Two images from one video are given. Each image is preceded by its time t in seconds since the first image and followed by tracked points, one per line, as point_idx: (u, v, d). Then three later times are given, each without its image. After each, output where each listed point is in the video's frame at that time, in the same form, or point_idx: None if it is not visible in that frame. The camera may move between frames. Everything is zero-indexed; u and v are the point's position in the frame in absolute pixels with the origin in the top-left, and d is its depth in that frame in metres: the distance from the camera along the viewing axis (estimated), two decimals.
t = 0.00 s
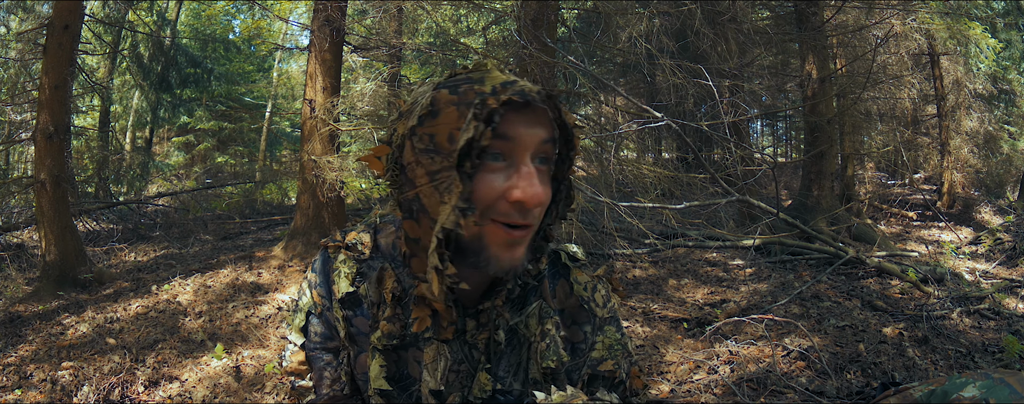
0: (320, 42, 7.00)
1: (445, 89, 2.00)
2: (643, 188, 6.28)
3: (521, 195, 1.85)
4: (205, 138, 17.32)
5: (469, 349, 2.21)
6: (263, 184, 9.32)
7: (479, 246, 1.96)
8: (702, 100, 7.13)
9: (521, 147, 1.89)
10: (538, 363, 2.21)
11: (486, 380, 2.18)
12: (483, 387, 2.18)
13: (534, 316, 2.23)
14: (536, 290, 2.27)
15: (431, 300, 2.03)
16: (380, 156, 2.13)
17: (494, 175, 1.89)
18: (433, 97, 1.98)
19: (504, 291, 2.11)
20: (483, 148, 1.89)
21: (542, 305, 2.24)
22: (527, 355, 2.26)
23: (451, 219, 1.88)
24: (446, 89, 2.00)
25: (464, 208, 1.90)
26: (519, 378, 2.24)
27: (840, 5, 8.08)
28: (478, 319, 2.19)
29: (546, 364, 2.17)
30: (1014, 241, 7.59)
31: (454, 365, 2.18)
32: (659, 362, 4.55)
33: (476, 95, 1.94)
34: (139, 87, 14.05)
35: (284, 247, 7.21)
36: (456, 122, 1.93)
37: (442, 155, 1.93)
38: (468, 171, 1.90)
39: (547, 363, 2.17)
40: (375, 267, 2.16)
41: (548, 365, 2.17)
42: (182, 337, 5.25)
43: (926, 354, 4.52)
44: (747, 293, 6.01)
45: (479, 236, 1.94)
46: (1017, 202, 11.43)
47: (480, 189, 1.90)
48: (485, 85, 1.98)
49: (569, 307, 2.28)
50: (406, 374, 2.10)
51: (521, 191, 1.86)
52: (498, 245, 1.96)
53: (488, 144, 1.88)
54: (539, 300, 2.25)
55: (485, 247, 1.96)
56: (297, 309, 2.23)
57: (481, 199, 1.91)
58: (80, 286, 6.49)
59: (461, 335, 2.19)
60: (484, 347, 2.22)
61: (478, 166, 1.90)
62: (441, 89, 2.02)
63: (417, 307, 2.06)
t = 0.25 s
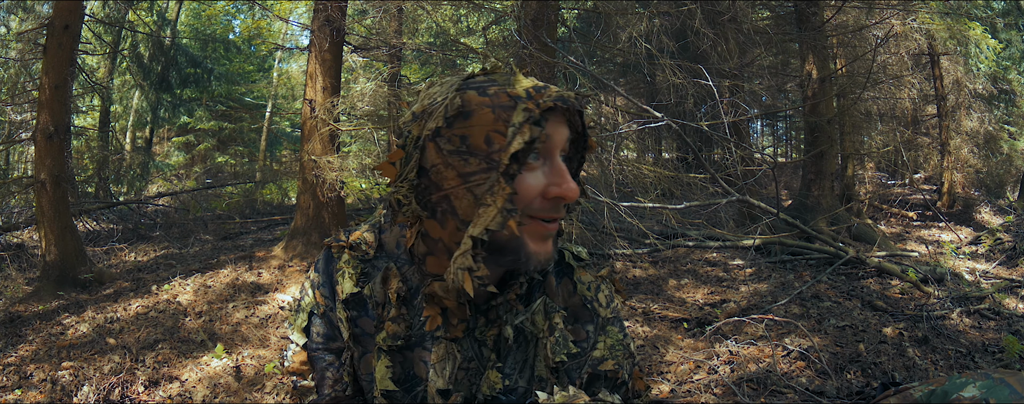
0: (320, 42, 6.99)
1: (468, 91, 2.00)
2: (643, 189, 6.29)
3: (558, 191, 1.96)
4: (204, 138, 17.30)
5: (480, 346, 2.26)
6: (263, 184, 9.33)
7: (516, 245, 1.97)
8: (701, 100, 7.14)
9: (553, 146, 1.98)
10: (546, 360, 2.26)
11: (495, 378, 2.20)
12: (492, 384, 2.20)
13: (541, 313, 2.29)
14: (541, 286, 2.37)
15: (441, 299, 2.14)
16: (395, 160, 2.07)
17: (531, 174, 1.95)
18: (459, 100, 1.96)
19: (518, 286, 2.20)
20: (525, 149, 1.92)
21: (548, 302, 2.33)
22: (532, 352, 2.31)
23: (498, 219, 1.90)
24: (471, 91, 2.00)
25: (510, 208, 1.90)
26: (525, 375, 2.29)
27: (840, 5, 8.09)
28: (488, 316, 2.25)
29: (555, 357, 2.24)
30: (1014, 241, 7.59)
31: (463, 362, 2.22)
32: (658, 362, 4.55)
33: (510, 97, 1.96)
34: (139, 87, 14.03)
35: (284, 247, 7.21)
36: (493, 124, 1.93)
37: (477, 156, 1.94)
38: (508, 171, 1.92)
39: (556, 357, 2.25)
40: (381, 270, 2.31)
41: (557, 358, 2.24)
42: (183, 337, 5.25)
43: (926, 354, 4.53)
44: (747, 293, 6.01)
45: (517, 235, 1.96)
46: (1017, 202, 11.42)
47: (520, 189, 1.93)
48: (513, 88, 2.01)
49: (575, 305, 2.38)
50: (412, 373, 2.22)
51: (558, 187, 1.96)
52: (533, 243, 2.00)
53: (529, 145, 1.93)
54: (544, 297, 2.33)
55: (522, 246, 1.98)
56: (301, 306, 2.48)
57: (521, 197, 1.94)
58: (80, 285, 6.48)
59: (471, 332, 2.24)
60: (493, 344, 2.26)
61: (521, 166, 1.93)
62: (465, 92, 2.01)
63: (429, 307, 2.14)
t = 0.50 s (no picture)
0: (320, 42, 6.99)
1: (474, 85, 1.78)
2: (643, 188, 6.31)
3: (571, 179, 1.78)
4: (205, 138, 17.36)
5: (491, 344, 2.00)
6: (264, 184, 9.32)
7: (536, 236, 1.79)
8: (701, 100, 7.15)
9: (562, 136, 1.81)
10: (553, 352, 1.93)
11: (506, 375, 1.95)
12: (504, 382, 1.94)
13: (547, 306, 1.96)
14: (544, 278, 2.07)
15: (451, 297, 1.90)
16: (402, 164, 1.80)
17: (544, 165, 1.76)
18: (465, 95, 1.74)
19: (530, 279, 1.98)
20: (542, 141, 1.71)
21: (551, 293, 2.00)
22: (536, 347, 1.99)
23: (518, 212, 1.67)
24: (477, 86, 1.78)
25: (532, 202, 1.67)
26: (534, 369, 1.96)
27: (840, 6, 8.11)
28: (498, 311, 2.01)
29: (563, 348, 1.91)
30: (1014, 241, 7.59)
31: (475, 360, 1.97)
32: (659, 362, 4.55)
33: (517, 92, 1.76)
34: (139, 88, 14.10)
35: (284, 247, 7.21)
36: (505, 117, 1.73)
37: (492, 152, 1.74)
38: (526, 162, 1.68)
39: (565, 349, 1.92)
40: (383, 272, 2.03)
41: (565, 349, 1.91)
42: (182, 337, 5.25)
43: (925, 354, 4.53)
44: (747, 293, 6.01)
45: (536, 226, 1.77)
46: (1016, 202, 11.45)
47: (535, 181, 1.74)
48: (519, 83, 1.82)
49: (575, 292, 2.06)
50: (423, 379, 1.92)
51: (572, 175, 1.78)
52: (551, 231, 1.83)
53: (546, 136, 1.72)
54: (549, 290, 1.99)
55: (542, 236, 1.80)
56: (296, 316, 2.04)
57: (537, 190, 1.74)
58: (80, 285, 6.47)
59: (481, 329, 1.99)
60: (504, 341, 2.00)
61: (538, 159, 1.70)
62: (470, 86, 1.78)
63: (437, 306, 1.92)
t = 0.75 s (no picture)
0: (320, 42, 6.99)
1: (464, 84, 1.68)
2: (644, 189, 6.32)
3: (565, 175, 1.66)
4: (205, 138, 17.42)
5: (489, 344, 1.85)
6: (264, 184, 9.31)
7: (534, 233, 1.64)
8: (701, 100, 7.16)
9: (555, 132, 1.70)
10: (551, 349, 1.71)
11: (505, 374, 1.76)
12: (503, 381, 1.75)
13: (544, 302, 1.80)
14: (541, 276, 1.90)
15: (448, 298, 1.77)
16: (395, 166, 1.65)
17: (537, 162, 1.64)
18: (455, 95, 1.64)
19: (526, 278, 1.81)
20: (536, 138, 1.60)
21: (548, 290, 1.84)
22: (534, 347, 1.79)
23: (514, 211, 1.53)
24: (467, 84, 1.67)
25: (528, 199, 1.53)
26: (533, 367, 1.75)
27: (839, 6, 8.13)
28: (495, 311, 1.86)
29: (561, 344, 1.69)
30: (1014, 242, 7.60)
31: (473, 360, 1.82)
32: (659, 362, 4.55)
33: (508, 90, 1.66)
34: (140, 88, 14.14)
35: (285, 247, 7.20)
36: (498, 117, 1.63)
37: (485, 152, 1.63)
38: (521, 159, 1.56)
39: (564, 346, 1.69)
40: (379, 274, 1.87)
41: (565, 346, 1.69)
42: (182, 337, 5.25)
43: (925, 354, 4.53)
44: (747, 294, 6.01)
45: (533, 223, 1.63)
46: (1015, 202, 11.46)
47: (530, 179, 1.62)
48: (509, 81, 1.71)
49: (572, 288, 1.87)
50: (422, 381, 1.80)
51: (567, 171, 1.66)
52: (549, 228, 1.68)
53: (539, 133, 1.61)
54: (545, 286, 1.84)
55: (540, 233, 1.65)
56: (293, 322, 1.85)
57: (531, 187, 1.62)
58: (80, 286, 6.47)
59: (478, 329, 1.85)
60: (502, 340, 1.85)
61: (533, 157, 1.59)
62: (459, 85, 1.68)
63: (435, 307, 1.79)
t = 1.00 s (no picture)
0: (320, 42, 6.99)
1: (455, 84, 1.67)
2: (644, 189, 6.32)
3: (559, 173, 1.67)
4: (205, 138, 17.41)
5: (487, 345, 1.89)
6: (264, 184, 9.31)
7: (526, 236, 1.67)
8: (701, 100, 7.15)
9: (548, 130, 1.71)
10: (549, 350, 1.87)
11: (503, 374, 1.85)
12: (502, 382, 1.84)
13: (541, 302, 1.91)
14: (537, 276, 2.02)
15: (444, 299, 1.75)
16: (386, 168, 1.68)
17: (530, 162, 1.65)
18: (445, 95, 1.64)
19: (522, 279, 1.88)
20: (525, 137, 1.60)
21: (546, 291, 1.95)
22: (533, 344, 1.91)
23: (504, 212, 1.53)
24: (457, 85, 1.67)
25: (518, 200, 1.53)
26: (532, 367, 1.89)
27: (839, 6, 8.13)
28: (492, 311, 1.89)
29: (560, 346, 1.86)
30: (1014, 242, 7.60)
31: (471, 361, 1.86)
32: (659, 362, 4.55)
33: (499, 89, 1.66)
34: (141, 88, 14.14)
35: (285, 247, 7.20)
36: (487, 116, 1.63)
37: (475, 153, 1.63)
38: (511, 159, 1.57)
39: (562, 346, 1.87)
40: (376, 276, 1.84)
41: (563, 347, 1.86)
42: (182, 337, 5.25)
43: (925, 354, 4.53)
44: (746, 294, 6.01)
45: (524, 225, 1.65)
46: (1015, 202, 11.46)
47: (521, 179, 1.62)
48: (501, 80, 1.71)
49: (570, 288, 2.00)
50: (420, 383, 1.80)
51: (559, 169, 1.67)
52: (543, 231, 1.69)
53: (528, 133, 1.62)
54: (542, 287, 1.96)
55: (532, 236, 1.67)
56: (289, 325, 1.79)
57: (523, 187, 1.63)
58: (80, 286, 6.47)
59: (476, 330, 1.88)
60: (500, 341, 1.90)
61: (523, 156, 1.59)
62: (449, 86, 1.68)
63: (432, 308, 1.75)
